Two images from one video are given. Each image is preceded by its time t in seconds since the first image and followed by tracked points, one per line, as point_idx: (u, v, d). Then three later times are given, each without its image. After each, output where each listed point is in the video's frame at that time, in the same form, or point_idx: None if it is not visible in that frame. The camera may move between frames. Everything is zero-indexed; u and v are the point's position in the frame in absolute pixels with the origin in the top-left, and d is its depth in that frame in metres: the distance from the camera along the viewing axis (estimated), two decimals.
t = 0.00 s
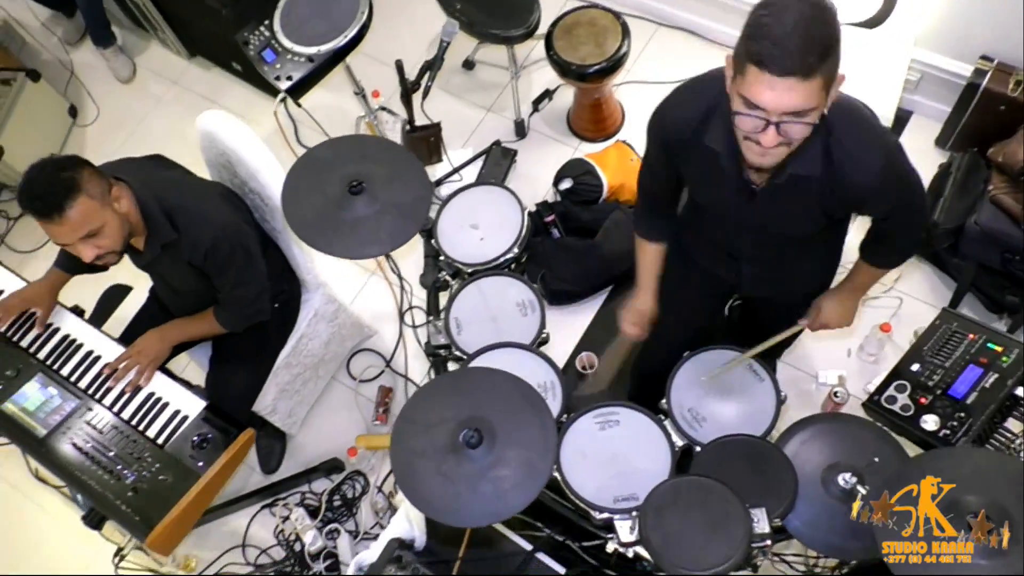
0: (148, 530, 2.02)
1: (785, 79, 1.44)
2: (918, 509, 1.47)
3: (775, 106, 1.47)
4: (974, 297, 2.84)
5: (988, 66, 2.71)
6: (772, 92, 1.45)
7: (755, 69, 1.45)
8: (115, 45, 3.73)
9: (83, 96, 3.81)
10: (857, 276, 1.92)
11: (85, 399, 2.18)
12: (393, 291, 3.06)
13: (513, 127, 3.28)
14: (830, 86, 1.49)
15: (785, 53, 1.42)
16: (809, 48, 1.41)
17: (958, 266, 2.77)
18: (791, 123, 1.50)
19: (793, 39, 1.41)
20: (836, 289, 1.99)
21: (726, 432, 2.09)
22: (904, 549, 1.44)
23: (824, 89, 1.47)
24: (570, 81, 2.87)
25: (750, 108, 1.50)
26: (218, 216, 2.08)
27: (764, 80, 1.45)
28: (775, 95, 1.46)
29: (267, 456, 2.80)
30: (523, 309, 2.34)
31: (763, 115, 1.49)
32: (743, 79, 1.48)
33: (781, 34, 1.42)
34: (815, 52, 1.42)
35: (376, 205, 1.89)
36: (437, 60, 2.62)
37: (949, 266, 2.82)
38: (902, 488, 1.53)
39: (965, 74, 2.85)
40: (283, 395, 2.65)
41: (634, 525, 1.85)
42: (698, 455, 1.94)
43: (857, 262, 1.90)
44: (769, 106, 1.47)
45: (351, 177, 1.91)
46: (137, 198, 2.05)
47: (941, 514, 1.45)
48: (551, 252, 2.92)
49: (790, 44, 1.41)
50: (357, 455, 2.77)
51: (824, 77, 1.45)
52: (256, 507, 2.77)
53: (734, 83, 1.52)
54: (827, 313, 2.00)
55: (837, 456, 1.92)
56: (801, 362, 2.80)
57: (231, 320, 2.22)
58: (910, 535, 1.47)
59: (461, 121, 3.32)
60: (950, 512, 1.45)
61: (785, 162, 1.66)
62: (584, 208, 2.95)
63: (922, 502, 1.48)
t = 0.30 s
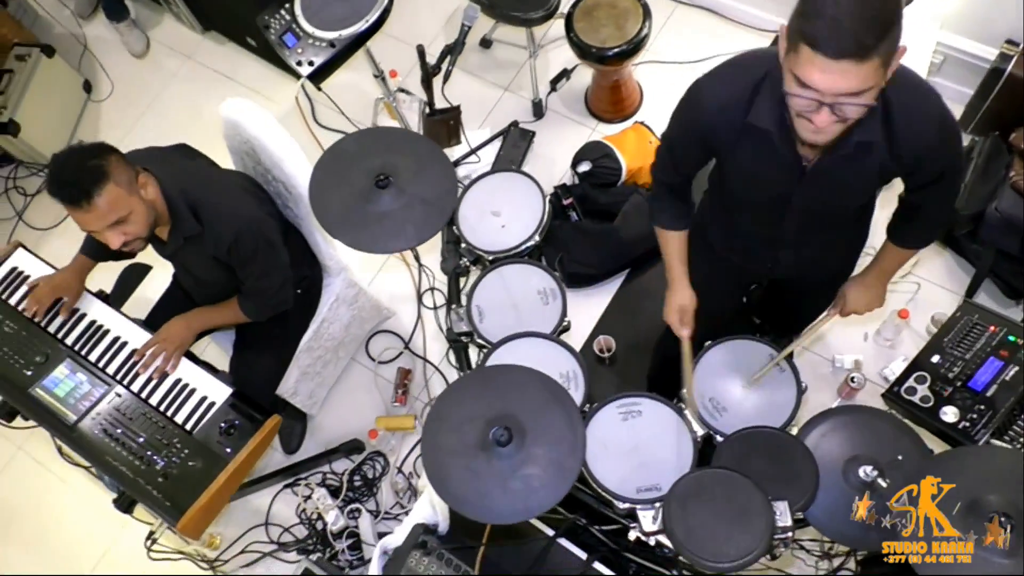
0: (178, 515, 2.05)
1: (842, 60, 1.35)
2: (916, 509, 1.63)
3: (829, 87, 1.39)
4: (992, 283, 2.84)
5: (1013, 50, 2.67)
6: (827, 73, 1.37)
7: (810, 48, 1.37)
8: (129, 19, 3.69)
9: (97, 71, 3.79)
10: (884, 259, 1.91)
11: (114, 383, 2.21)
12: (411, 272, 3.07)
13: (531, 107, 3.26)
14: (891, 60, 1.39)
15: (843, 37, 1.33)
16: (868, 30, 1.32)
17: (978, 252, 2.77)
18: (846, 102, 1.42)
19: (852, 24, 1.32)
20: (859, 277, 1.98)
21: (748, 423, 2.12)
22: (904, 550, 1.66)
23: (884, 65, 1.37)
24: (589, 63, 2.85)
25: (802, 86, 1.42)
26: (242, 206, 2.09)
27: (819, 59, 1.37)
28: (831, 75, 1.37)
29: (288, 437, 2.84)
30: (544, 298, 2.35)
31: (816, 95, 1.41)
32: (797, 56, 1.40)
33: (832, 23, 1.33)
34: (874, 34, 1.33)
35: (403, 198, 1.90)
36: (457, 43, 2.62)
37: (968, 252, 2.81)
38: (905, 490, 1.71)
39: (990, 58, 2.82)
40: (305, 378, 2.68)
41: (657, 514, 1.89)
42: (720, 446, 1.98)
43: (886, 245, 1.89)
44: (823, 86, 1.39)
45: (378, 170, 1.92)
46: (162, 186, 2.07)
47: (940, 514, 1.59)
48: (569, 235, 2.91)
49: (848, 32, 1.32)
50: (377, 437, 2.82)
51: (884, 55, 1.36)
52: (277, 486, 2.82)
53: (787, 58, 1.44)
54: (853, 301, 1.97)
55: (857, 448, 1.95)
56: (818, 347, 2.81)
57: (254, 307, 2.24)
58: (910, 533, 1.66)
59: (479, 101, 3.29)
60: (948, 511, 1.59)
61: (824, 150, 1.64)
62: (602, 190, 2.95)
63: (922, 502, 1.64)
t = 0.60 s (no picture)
0: (196, 527, 2.07)
1: (835, 80, 1.39)
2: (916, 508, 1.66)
3: (827, 107, 1.44)
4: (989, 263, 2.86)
5: (1005, 32, 2.69)
6: (822, 95, 1.42)
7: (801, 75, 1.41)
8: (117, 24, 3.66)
9: (87, 77, 3.75)
10: (885, 249, 1.93)
11: (125, 398, 2.22)
12: (413, 272, 3.08)
13: (526, 102, 3.26)
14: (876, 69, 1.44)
15: (831, 58, 1.37)
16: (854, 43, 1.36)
17: (975, 233, 2.79)
18: (845, 117, 1.46)
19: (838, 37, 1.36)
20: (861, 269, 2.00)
21: (758, 415, 2.13)
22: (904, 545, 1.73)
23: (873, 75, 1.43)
24: (584, 57, 2.85)
25: (801, 112, 1.47)
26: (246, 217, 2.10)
27: (813, 85, 1.41)
28: (827, 95, 1.42)
29: (297, 440, 2.85)
30: (550, 296, 2.37)
31: (816, 117, 1.46)
32: (791, 85, 1.44)
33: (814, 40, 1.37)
34: (859, 45, 1.37)
35: (408, 206, 1.91)
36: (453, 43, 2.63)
37: (964, 233, 2.83)
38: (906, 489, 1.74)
39: (981, 39, 2.84)
40: (312, 382, 2.69)
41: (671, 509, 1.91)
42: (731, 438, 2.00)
43: (887, 237, 1.91)
44: (821, 108, 1.43)
45: (383, 178, 1.93)
46: (165, 204, 2.07)
47: (941, 514, 1.63)
48: (570, 229, 2.93)
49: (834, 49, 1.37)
50: (387, 438, 2.84)
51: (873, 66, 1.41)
52: (289, 489, 2.84)
53: (779, 87, 1.48)
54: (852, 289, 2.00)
55: (866, 435, 1.98)
56: (820, 332, 2.84)
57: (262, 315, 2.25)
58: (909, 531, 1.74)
59: (473, 97, 3.29)
60: (947, 511, 1.62)
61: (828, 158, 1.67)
62: (600, 183, 2.94)
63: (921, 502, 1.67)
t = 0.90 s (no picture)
0: (211, 568, 2.02)
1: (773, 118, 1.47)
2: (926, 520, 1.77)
3: (760, 132, 1.52)
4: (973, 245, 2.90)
5: (975, 18, 2.73)
6: (760, 123, 1.50)
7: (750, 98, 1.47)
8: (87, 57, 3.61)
9: (59, 113, 3.70)
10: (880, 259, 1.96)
11: (128, 443, 2.20)
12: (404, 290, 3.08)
13: (506, 112, 3.26)
14: (824, 113, 1.50)
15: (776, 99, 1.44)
16: (805, 92, 1.43)
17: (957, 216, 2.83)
18: (773, 146, 1.56)
19: (795, 84, 1.43)
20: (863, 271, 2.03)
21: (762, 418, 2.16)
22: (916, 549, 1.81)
23: (814, 123, 1.50)
24: (562, 66, 2.86)
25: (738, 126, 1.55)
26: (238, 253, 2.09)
27: (755, 112, 1.48)
28: (763, 125, 1.50)
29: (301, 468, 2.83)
30: (546, 309, 2.37)
31: (748, 136, 1.54)
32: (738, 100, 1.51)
33: (776, 75, 1.43)
34: (807, 90, 1.43)
35: (403, 235, 1.91)
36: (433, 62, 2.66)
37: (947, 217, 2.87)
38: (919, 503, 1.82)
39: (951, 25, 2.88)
40: (312, 409, 2.68)
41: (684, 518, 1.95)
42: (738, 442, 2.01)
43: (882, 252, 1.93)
44: (754, 131, 1.52)
45: (375, 208, 1.92)
46: (154, 258, 2.03)
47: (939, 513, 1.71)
48: (559, 240, 2.92)
49: (786, 89, 1.43)
50: (391, 459, 2.84)
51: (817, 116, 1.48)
52: (296, 517, 2.82)
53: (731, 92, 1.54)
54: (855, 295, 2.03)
55: (870, 429, 2.01)
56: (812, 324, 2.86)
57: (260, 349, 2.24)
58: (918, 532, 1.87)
59: (453, 111, 3.29)
60: (947, 511, 1.69)
61: (813, 164, 1.70)
62: (586, 190, 2.97)
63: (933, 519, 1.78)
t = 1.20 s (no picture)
0: None
1: (767, 171, 1.51)
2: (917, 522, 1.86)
3: (759, 180, 1.56)
4: (954, 226, 2.93)
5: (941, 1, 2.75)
6: (757, 175, 1.54)
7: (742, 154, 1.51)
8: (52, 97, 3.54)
9: (28, 155, 3.64)
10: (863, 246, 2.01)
11: (128, 492, 2.15)
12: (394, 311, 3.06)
13: (482, 125, 3.24)
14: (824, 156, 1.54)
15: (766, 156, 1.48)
16: (795, 148, 1.45)
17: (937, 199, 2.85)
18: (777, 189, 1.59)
19: (784, 144, 1.45)
20: (847, 263, 2.08)
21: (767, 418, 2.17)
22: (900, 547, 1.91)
23: (813, 167, 1.52)
24: (537, 76, 2.84)
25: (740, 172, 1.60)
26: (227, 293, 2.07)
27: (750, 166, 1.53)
28: (761, 176, 1.54)
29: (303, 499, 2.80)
30: (540, 324, 2.37)
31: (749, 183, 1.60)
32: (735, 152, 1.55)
33: (763, 134, 1.46)
34: (796, 152, 1.46)
35: (394, 265, 1.90)
36: (407, 84, 2.64)
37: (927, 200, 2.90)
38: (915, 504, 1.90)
39: (917, 10, 2.90)
40: (311, 439, 2.66)
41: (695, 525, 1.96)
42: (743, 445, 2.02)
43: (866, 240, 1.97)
44: (753, 180, 1.57)
45: (364, 239, 1.91)
46: (140, 318, 2.00)
47: (941, 514, 1.75)
48: (545, 249, 2.93)
49: (775, 148, 1.46)
50: (394, 484, 2.84)
51: (813, 163, 1.50)
52: (303, 549, 2.80)
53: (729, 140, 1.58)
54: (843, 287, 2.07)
55: (872, 422, 2.03)
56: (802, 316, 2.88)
57: (256, 386, 2.21)
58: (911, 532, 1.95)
59: (428, 127, 3.27)
60: (951, 509, 1.71)
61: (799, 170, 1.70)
62: (568, 198, 2.96)
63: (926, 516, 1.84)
